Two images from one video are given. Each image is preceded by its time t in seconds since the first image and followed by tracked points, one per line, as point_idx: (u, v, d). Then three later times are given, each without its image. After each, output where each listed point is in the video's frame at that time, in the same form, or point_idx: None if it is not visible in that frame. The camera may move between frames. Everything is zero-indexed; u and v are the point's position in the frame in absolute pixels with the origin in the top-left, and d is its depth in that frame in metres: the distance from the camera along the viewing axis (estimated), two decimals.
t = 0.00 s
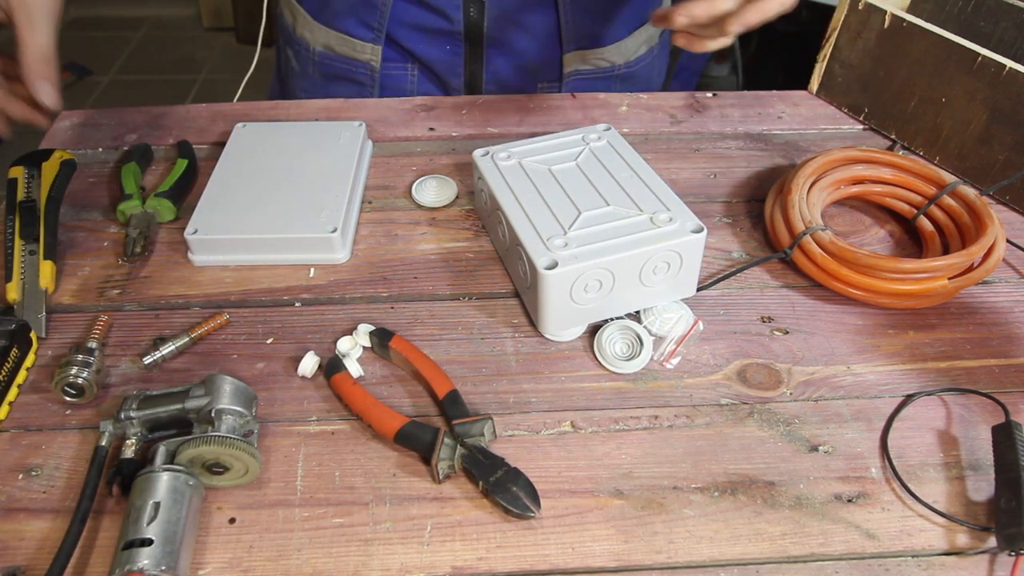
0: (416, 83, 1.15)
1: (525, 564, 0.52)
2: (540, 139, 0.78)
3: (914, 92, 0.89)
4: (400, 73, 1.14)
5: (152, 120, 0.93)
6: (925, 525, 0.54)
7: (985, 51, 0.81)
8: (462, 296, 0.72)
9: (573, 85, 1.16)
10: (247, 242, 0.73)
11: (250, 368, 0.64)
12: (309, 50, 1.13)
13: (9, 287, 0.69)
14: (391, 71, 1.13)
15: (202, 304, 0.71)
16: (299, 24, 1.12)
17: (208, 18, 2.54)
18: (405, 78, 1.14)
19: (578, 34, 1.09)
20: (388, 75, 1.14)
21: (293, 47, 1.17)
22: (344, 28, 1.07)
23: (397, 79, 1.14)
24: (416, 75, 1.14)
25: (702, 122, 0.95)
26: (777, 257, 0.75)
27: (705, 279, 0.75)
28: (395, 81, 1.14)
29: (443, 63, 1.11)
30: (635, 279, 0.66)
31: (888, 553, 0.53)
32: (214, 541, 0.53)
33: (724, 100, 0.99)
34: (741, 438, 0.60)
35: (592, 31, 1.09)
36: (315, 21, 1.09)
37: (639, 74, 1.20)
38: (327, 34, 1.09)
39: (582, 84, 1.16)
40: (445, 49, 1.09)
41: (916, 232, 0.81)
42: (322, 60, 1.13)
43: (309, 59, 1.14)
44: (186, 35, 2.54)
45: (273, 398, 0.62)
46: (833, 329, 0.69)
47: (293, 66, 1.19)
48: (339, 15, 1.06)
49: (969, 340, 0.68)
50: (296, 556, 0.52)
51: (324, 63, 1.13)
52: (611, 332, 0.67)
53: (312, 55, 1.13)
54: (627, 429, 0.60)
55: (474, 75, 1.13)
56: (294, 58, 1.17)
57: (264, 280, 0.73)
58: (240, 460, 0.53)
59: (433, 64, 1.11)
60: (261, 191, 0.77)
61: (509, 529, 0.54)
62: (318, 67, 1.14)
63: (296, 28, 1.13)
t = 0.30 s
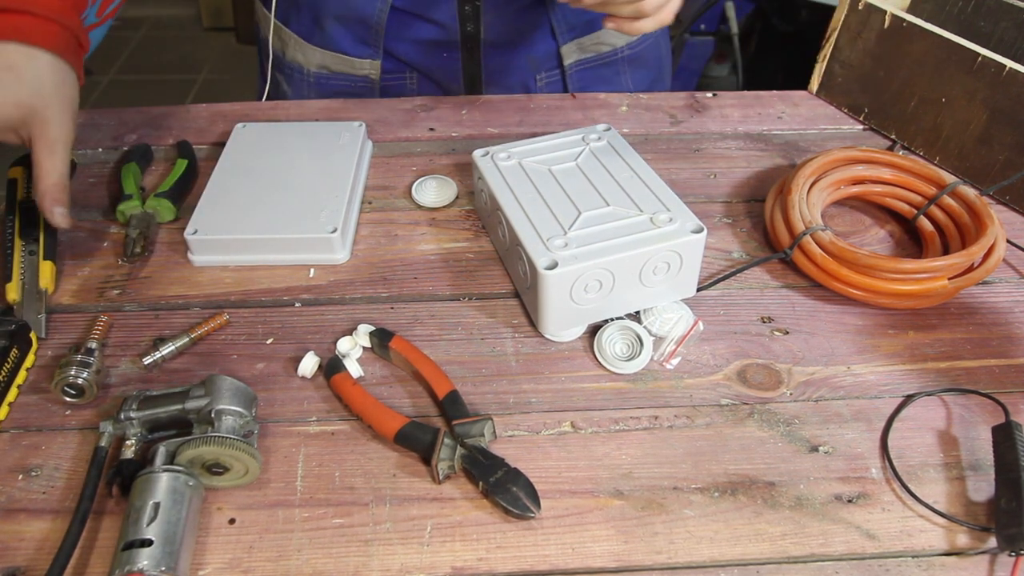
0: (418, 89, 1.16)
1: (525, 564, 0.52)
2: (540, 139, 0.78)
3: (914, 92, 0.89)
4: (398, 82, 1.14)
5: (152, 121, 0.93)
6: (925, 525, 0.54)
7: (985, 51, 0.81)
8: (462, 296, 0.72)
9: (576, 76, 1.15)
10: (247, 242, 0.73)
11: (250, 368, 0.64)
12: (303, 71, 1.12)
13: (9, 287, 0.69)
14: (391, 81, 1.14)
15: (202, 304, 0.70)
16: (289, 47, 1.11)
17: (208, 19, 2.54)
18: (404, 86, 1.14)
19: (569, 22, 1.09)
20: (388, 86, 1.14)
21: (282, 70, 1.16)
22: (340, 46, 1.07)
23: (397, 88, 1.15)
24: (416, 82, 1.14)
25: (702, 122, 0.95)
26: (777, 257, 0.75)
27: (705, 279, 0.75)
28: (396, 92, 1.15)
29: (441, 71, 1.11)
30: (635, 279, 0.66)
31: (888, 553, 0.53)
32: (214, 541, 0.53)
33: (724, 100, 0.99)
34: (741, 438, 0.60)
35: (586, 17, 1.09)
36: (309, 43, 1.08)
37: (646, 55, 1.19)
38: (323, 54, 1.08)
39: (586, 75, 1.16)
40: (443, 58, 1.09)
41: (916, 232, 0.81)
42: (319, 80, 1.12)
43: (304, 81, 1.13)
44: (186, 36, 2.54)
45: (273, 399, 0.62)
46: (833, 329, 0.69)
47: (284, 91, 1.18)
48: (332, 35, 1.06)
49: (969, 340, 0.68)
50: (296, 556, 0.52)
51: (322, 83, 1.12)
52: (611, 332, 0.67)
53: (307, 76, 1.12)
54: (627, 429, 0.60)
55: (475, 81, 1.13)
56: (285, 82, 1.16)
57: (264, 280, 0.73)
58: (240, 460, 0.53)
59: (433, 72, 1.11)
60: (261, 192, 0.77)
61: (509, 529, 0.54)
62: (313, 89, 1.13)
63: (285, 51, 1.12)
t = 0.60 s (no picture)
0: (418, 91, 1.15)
1: (525, 564, 0.52)
2: (540, 139, 0.78)
3: (914, 92, 0.89)
4: (398, 84, 1.14)
5: (152, 120, 0.93)
6: (925, 525, 0.54)
7: (985, 51, 0.81)
8: (462, 296, 0.72)
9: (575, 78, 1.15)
10: (247, 242, 0.73)
11: (250, 368, 0.64)
12: (302, 74, 1.12)
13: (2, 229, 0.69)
14: (390, 82, 1.14)
15: (202, 304, 0.70)
16: (287, 50, 1.11)
17: (207, 19, 2.54)
18: (404, 88, 1.14)
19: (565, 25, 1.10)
20: (387, 88, 1.14)
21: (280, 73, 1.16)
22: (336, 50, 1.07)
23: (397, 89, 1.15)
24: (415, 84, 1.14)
25: (702, 122, 0.95)
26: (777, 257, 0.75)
27: (705, 279, 0.75)
28: (395, 93, 1.15)
29: (440, 73, 1.11)
30: (635, 279, 0.66)
31: (888, 553, 0.53)
32: (214, 541, 0.53)
33: (724, 100, 0.99)
34: (741, 438, 0.60)
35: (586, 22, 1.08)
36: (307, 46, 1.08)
37: (644, 56, 1.19)
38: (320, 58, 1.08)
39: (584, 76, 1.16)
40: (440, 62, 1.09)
41: (915, 232, 0.81)
42: (317, 83, 1.12)
43: (304, 83, 1.13)
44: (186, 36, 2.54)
45: (273, 399, 0.62)
46: (833, 329, 0.69)
47: (284, 94, 1.18)
48: (329, 40, 1.05)
49: (969, 340, 0.68)
50: (296, 556, 0.52)
51: (320, 85, 1.12)
52: (611, 332, 0.67)
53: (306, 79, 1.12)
54: (627, 429, 0.60)
55: (472, 83, 1.11)
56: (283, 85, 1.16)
57: (264, 280, 0.73)
58: (240, 460, 0.53)
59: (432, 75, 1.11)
60: (261, 192, 0.77)
61: (509, 529, 0.54)
62: (312, 91, 1.13)
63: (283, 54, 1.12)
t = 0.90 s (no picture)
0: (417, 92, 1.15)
1: (525, 564, 0.52)
2: (541, 139, 0.78)
3: (914, 92, 0.89)
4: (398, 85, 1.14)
5: (152, 120, 0.93)
6: (925, 525, 0.54)
7: (985, 51, 0.81)
8: (462, 296, 0.72)
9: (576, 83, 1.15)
10: (247, 243, 0.73)
11: (250, 368, 0.64)
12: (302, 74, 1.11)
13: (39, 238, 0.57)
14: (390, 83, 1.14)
15: (202, 304, 0.70)
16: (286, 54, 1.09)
17: (207, 19, 2.54)
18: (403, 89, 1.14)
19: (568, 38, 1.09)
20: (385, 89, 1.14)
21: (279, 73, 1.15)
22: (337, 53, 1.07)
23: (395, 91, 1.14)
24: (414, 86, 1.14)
25: (702, 122, 0.95)
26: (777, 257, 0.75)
27: (705, 279, 0.75)
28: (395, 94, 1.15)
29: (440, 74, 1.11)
30: (635, 279, 0.66)
31: (888, 553, 0.53)
32: (214, 542, 0.53)
33: (724, 100, 0.99)
34: (741, 438, 0.60)
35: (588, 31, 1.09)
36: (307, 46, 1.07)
37: (651, 65, 1.17)
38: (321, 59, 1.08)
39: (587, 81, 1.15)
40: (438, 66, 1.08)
41: (915, 232, 0.81)
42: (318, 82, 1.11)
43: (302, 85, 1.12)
44: (186, 36, 2.54)
45: (273, 399, 0.62)
46: (833, 329, 0.69)
47: (281, 92, 1.17)
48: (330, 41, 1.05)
49: (969, 340, 0.68)
50: (296, 556, 0.52)
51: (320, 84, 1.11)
52: (611, 332, 0.67)
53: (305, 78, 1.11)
54: (627, 429, 0.60)
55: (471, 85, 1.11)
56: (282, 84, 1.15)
57: (264, 280, 0.73)
58: (240, 460, 0.53)
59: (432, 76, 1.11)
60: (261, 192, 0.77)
61: (509, 530, 0.54)
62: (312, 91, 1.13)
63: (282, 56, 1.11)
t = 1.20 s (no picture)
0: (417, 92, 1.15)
1: (525, 565, 0.52)
2: (541, 140, 0.78)
3: (914, 92, 0.89)
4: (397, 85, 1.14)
5: (152, 121, 0.93)
6: (926, 525, 0.54)
7: (985, 51, 0.81)
8: (462, 296, 0.72)
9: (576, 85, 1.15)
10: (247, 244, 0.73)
11: (250, 369, 0.64)
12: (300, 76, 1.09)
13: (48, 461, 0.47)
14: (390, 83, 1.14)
15: (202, 305, 0.70)
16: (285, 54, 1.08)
17: (207, 19, 2.54)
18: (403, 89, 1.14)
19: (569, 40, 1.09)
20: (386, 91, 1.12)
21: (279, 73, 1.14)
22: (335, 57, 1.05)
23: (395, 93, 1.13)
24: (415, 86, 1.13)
25: (703, 122, 0.95)
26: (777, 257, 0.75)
27: (705, 279, 0.74)
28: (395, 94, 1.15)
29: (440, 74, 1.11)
30: (635, 280, 0.66)
31: (888, 554, 0.53)
32: (214, 542, 0.53)
33: (724, 100, 0.99)
34: (741, 438, 0.60)
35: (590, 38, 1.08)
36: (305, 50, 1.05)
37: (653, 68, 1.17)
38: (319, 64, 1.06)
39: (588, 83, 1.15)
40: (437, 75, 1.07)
41: (916, 232, 0.81)
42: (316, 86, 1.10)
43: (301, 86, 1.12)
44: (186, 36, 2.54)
45: (272, 399, 0.62)
46: (833, 329, 0.69)
47: (280, 92, 1.17)
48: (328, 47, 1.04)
49: (969, 340, 0.68)
50: (296, 557, 0.52)
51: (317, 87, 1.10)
52: (611, 332, 0.67)
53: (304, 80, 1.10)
54: (627, 429, 0.60)
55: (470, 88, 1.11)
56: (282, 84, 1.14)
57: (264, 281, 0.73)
58: (240, 461, 0.53)
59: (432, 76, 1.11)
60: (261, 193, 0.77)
61: (510, 530, 0.54)
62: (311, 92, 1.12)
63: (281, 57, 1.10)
